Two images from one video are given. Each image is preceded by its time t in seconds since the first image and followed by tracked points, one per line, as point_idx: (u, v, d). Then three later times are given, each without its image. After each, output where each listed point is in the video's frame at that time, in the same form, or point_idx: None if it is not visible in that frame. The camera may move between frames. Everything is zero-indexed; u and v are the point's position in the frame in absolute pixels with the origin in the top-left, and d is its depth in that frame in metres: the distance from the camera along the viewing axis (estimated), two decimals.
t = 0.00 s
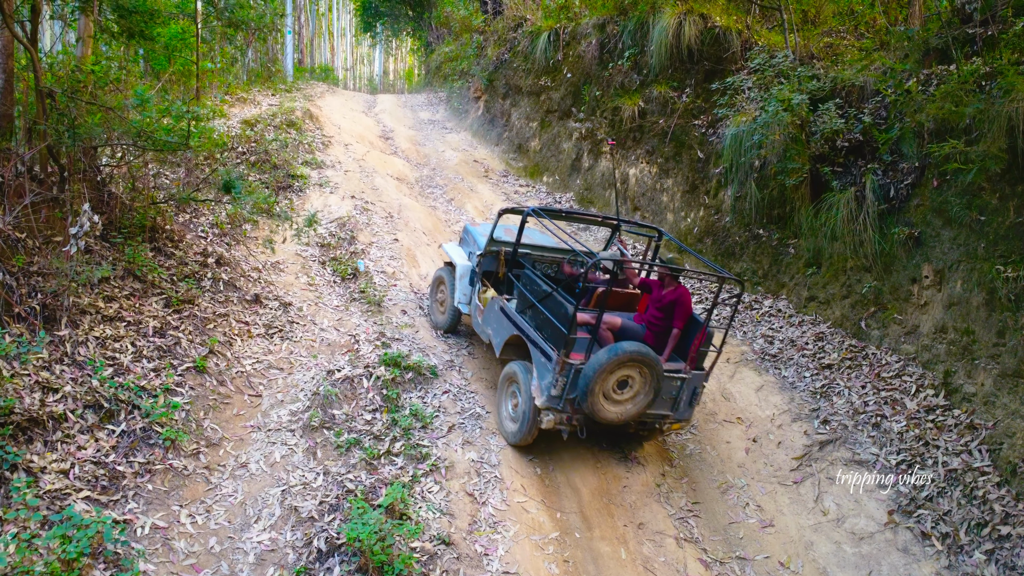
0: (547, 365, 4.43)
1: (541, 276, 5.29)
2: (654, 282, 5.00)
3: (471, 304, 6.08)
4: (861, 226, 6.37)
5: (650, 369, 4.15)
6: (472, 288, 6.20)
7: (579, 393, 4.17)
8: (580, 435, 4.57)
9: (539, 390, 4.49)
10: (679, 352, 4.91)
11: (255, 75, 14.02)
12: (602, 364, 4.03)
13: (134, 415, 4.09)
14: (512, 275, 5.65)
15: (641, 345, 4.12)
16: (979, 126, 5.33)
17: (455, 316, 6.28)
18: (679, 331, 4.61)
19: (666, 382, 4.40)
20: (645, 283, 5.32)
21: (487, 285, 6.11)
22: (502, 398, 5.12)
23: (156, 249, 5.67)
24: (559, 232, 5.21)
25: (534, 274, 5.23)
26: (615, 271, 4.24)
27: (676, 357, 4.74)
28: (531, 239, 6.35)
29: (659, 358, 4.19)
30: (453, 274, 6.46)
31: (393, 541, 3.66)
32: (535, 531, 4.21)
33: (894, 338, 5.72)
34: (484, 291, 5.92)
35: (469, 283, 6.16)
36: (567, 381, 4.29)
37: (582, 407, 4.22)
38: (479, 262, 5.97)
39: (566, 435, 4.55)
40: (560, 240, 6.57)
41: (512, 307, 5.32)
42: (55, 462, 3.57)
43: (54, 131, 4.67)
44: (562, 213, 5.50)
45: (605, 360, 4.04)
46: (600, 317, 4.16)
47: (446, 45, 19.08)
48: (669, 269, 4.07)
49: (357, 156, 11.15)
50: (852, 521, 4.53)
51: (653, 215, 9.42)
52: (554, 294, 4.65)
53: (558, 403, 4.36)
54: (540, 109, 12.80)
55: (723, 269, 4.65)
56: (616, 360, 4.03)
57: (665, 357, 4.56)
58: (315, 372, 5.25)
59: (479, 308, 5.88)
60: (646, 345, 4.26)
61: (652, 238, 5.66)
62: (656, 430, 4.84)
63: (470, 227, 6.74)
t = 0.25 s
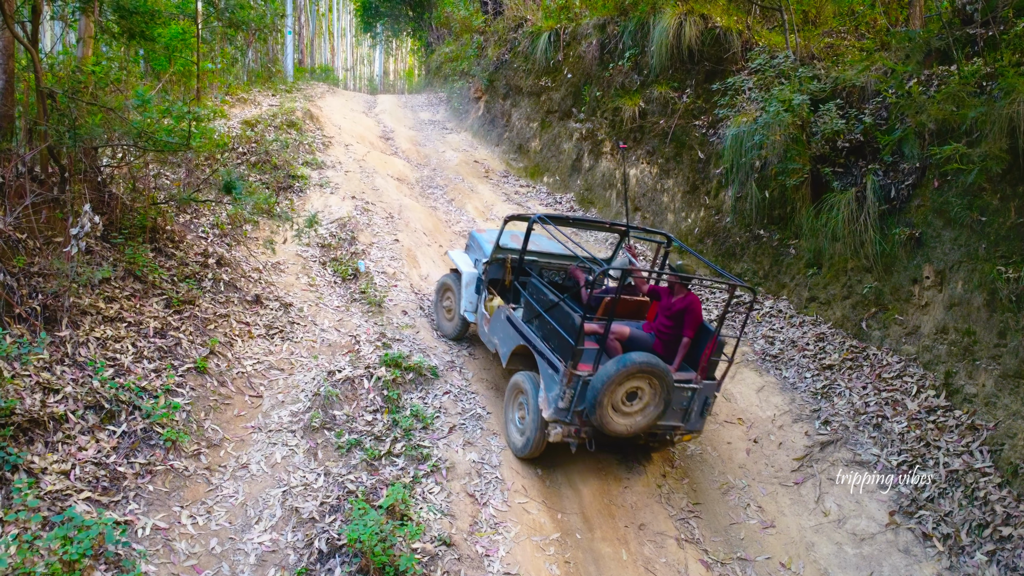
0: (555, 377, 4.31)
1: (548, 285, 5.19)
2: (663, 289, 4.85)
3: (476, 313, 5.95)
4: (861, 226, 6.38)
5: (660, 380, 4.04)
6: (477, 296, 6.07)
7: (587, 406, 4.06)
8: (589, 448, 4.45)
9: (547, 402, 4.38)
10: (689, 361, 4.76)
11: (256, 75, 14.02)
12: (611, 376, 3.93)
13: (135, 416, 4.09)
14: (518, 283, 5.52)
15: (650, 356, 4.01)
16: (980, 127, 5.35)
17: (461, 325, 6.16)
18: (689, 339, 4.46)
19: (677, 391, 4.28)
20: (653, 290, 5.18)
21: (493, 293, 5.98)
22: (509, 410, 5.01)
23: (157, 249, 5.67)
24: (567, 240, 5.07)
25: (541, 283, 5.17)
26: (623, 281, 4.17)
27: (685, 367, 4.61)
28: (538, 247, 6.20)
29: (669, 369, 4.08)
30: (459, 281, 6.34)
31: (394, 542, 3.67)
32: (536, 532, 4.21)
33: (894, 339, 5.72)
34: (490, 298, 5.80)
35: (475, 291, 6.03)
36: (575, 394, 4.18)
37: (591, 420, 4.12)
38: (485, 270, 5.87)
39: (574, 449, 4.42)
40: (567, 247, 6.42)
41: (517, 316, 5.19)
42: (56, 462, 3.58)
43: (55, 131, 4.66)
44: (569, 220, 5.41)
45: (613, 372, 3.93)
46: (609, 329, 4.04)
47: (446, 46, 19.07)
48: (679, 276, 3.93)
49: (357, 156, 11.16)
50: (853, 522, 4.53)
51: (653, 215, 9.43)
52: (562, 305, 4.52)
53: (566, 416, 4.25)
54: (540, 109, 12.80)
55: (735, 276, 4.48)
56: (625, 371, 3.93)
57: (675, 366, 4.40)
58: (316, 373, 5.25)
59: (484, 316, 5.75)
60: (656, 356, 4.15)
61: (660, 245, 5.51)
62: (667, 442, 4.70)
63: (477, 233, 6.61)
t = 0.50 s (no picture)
0: (562, 390, 4.16)
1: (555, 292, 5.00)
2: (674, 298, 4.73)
3: (484, 320, 5.84)
4: (862, 227, 6.38)
5: (669, 394, 3.92)
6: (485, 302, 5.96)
7: (595, 420, 3.95)
8: (597, 462, 4.33)
9: (553, 415, 4.25)
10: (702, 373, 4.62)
11: (256, 75, 14.02)
12: (618, 390, 3.81)
13: (136, 416, 4.09)
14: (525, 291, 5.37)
15: (659, 368, 3.90)
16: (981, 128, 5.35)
17: (470, 331, 6.06)
18: (699, 350, 4.32)
19: (687, 404, 4.14)
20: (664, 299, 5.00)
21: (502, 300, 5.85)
22: (516, 420, 4.89)
23: (158, 250, 5.67)
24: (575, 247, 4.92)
25: (548, 290, 4.87)
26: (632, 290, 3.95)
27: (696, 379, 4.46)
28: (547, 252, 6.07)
29: (679, 382, 3.96)
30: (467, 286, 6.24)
31: (396, 543, 3.66)
32: (537, 533, 4.20)
33: (895, 339, 5.71)
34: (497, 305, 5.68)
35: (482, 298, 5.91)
36: (582, 408, 4.05)
37: (599, 434, 4.00)
38: (493, 277, 5.66)
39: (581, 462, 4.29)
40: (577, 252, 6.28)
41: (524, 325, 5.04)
42: (56, 463, 3.59)
43: (55, 132, 4.64)
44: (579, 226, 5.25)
45: (621, 386, 3.81)
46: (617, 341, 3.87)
47: (447, 46, 19.04)
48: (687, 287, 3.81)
49: (358, 156, 11.15)
50: (854, 523, 4.53)
51: (654, 216, 9.42)
52: (569, 315, 4.34)
53: (573, 430, 4.12)
54: (541, 109, 12.80)
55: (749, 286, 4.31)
56: (633, 385, 3.81)
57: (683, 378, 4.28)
58: (317, 373, 5.25)
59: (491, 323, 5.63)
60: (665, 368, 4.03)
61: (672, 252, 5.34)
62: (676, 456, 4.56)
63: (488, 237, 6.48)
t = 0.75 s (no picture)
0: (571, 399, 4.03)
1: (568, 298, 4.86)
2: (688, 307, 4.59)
3: (495, 323, 5.74)
4: (863, 222, 6.36)
5: (682, 407, 3.75)
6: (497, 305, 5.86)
7: (604, 431, 3.81)
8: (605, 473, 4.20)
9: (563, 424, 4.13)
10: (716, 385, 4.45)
11: (256, 69, 13.97)
12: (629, 402, 3.66)
13: (137, 411, 4.10)
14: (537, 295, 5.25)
15: (671, 381, 3.71)
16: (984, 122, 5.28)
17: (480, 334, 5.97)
18: (713, 361, 4.15)
19: (699, 417, 3.97)
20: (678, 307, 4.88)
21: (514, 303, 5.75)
22: (523, 428, 4.79)
23: (158, 245, 5.66)
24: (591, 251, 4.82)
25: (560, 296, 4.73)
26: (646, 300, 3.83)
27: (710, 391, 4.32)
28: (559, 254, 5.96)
29: (692, 395, 3.78)
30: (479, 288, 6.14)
31: (397, 538, 3.67)
32: (537, 527, 4.21)
33: (896, 334, 5.70)
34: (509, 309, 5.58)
35: (494, 300, 5.81)
36: (591, 418, 3.91)
37: (608, 446, 3.87)
38: (506, 280, 5.62)
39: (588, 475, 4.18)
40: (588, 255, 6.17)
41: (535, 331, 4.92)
42: (58, 458, 3.59)
43: (55, 127, 4.61)
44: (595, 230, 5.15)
45: (632, 397, 3.66)
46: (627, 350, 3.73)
47: (447, 39, 18.91)
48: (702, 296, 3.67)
49: (358, 151, 11.13)
50: (855, 518, 4.54)
51: (654, 210, 9.40)
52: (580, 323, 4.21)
53: (581, 441, 3.99)
54: (541, 104, 12.74)
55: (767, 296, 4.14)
56: (644, 398, 3.65)
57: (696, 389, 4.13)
58: (318, 368, 5.25)
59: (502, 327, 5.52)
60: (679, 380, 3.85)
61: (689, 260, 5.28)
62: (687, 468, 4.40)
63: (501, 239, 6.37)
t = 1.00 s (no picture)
0: (584, 400, 3.97)
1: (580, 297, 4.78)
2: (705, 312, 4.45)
3: (502, 320, 5.65)
4: (864, 214, 6.32)
5: (697, 414, 3.69)
6: (504, 301, 5.75)
7: (617, 434, 3.76)
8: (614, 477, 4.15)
9: (574, 427, 4.06)
10: (727, 392, 4.36)
11: (255, 60, 13.88)
12: (644, 406, 3.61)
13: (138, 404, 4.10)
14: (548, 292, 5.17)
15: (688, 387, 3.66)
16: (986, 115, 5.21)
17: (487, 331, 5.88)
18: (730, 369, 4.07)
19: (712, 424, 3.88)
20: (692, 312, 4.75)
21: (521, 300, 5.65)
22: (529, 430, 4.68)
23: (158, 237, 5.65)
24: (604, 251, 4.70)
25: (574, 294, 4.66)
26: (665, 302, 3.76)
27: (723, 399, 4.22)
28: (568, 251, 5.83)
29: (707, 402, 3.73)
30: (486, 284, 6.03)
31: (397, 529, 3.68)
32: (538, 519, 4.22)
33: (896, 327, 5.69)
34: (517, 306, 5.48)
35: (501, 297, 5.71)
36: (604, 421, 3.86)
37: (620, 450, 3.82)
38: (514, 276, 5.54)
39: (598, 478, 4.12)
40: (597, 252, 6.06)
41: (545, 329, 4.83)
42: (58, 450, 3.60)
43: (54, 119, 4.60)
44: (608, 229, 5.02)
45: (647, 402, 3.61)
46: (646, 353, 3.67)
47: (447, 30, 18.73)
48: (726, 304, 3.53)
49: (358, 143, 11.08)
50: (854, 510, 4.55)
51: (654, 202, 9.37)
52: (596, 323, 4.14)
53: (592, 443, 3.93)
54: (541, 96, 12.65)
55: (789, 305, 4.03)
56: (660, 403, 3.60)
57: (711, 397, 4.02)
58: (318, 360, 5.25)
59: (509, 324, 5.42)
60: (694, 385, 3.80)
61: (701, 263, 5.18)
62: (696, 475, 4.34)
63: (508, 234, 6.24)
